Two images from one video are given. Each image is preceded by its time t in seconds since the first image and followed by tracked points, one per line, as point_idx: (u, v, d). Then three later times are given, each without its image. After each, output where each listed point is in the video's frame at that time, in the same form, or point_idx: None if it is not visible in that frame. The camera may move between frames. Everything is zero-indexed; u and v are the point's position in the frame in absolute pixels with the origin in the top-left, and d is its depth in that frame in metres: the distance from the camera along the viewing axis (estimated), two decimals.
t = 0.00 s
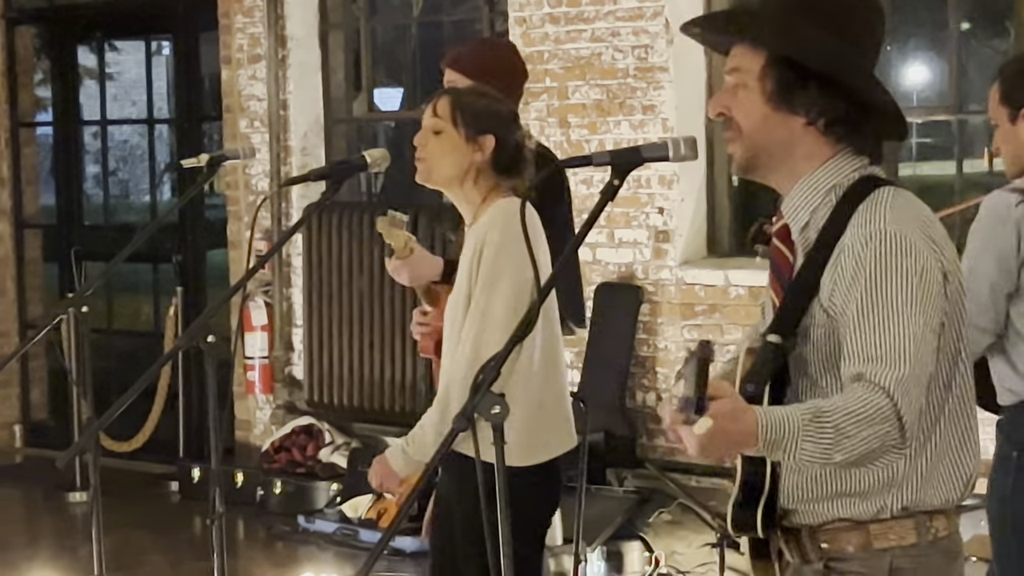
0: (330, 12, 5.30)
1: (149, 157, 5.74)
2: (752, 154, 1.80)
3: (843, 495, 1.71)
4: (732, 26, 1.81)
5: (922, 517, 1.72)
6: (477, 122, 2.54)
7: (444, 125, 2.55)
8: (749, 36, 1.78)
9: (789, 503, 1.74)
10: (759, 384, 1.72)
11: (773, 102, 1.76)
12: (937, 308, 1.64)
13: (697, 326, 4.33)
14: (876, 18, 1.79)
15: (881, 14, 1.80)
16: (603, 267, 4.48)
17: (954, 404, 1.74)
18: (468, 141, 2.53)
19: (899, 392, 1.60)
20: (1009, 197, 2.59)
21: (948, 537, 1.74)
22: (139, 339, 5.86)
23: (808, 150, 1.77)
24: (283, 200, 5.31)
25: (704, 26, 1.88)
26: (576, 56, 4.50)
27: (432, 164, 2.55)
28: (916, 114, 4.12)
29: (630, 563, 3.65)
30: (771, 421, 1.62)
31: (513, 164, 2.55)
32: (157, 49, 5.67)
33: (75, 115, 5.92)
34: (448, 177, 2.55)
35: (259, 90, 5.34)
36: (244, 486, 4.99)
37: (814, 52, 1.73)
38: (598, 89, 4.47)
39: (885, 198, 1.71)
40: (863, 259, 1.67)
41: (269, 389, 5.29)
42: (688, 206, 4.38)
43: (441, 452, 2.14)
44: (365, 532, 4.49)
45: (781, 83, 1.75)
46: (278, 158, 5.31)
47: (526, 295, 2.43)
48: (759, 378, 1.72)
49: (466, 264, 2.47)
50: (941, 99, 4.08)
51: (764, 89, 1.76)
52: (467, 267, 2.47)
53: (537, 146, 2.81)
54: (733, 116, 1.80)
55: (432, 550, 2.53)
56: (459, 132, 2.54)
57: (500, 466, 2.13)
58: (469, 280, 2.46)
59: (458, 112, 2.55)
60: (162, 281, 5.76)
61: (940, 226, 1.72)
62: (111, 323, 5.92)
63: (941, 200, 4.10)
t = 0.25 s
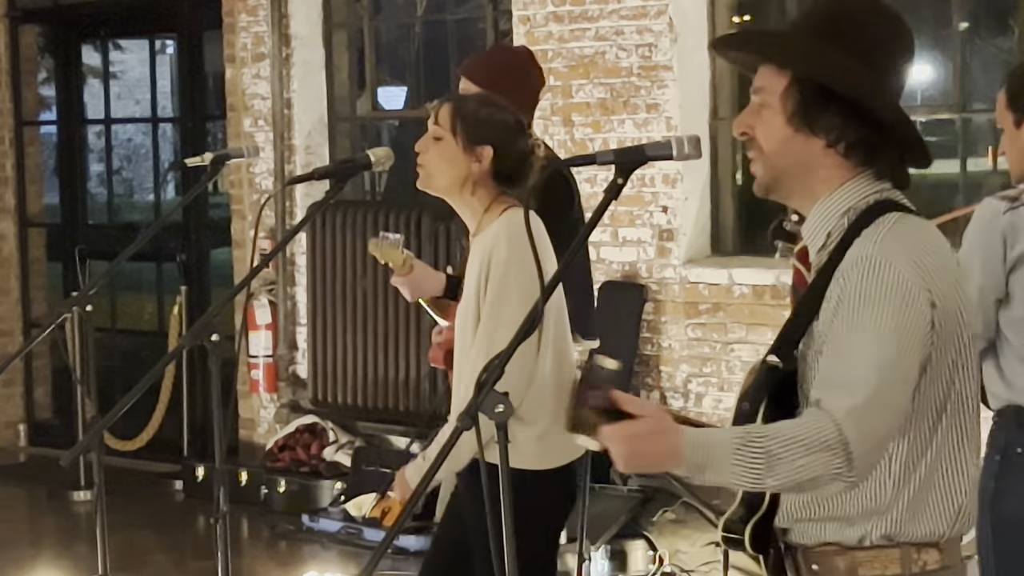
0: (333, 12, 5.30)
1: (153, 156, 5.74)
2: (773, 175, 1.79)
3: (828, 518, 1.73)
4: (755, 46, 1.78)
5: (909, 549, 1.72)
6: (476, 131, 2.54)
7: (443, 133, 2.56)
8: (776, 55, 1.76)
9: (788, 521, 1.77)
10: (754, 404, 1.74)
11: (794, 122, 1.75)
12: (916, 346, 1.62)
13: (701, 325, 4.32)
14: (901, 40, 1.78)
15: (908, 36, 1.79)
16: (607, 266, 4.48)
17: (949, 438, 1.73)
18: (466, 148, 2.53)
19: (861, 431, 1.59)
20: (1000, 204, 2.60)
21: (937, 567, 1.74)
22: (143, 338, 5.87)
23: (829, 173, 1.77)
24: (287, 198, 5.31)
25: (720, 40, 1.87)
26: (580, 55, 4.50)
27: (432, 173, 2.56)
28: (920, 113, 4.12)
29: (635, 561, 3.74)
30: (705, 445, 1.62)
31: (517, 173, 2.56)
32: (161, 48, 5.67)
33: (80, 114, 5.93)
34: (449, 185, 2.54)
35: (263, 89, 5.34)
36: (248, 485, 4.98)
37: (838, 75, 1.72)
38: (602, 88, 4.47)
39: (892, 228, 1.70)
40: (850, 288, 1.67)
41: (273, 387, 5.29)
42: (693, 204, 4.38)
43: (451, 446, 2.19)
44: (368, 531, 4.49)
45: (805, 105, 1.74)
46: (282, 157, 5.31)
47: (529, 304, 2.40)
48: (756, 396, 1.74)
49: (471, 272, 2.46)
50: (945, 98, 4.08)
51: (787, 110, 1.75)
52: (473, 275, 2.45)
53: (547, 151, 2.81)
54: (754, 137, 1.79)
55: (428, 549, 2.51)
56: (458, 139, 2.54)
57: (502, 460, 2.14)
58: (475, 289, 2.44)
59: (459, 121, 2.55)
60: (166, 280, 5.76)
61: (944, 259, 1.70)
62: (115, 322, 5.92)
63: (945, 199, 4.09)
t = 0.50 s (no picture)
0: (335, 11, 5.30)
1: (155, 156, 5.75)
2: (791, 143, 1.69)
3: (786, 490, 1.66)
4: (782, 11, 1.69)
5: (864, 527, 1.63)
6: (470, 124, 2.53)
7: (438, 125, 2.56)
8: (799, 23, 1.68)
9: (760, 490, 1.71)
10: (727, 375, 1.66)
11: (812, 90, 1.65)
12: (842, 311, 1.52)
13: (703, 324, 4.33)
14: (937, 19, 1.69)
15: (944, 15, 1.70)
16: (609, 265, 4.48)
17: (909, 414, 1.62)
18: (460, 141, 2.53)
19: (760, 396, 1.50)
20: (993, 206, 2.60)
21: (896, 552, 1.64)
22: (145, 338, 5.87)
23: (844, 147, 1.67)
24: (289, 197, 5.31)
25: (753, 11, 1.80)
26: (582, 54, 4.50)
27: (428, 165, 2.56)
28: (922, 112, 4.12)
29: (637, 559, 3.69)
30: (591, 387, 1.53)
31: (509, 165, 2.52)
32: (163, 47, 5.68)
33: (82, 113, 5.93)
34: (447, 178, 2.54)
35: (265, 88, 5.34)
36: (250, 484, 4.99)
37: (861, 50, 1.63)
38: (604, 87, 4.47)
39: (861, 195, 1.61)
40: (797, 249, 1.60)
41: (275, 386, 5.30)
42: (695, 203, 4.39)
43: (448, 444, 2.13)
44: (371, 529, 4.48)
45: (823, 72, 1.65)
46: (285, 156, 5.31)
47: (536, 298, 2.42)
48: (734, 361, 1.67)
49: (477, 263, 2.45)
50: (947, 97, 4.08)
51: (806, 78, 1.66)
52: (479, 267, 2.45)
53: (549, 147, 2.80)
54: (773, 101, 1.70)
55: (420, 550, 2.48)
56: (452, 131, 2.54)
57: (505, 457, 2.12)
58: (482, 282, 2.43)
59: (453, 113, 2.55)
60: (169, 279, 5.77)
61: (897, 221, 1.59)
62: (117, 321, 5.93)
63: (947, 197, 4.09)
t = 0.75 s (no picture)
0: (334, 10, 5.30)
1: (154, 155, 5.75)
2: (754, 143, 1.67)
3: (743, 487, 1.66)
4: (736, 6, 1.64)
5: (808, 524, 1.61)
6: (464, 123, 2.53)
7: (431, 122, 2.55)
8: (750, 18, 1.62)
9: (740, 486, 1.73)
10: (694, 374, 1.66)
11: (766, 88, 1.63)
12: (742, 305, 1.54)
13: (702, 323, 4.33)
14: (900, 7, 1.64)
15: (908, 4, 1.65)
16: (608, 264, 4.48)
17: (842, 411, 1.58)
18: (454, 139, 2.53)
19: (659, 389, 1.55)
20: (997, 202, 2.61)
21: (844, 550, 1.61)
22: (145, 337, 5.87)
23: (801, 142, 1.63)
24: (289, 197, 5.31)
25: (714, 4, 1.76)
26: (581, 53, 4.51)
27: (421, 163, 2.55)
28: (921, 111, 4.12)
29: (636, 559, 3.69)
30: (517, 379, 1.63)
31: (502, 164, 2.54)
32: (162, 46, 5.67)
33: (82, 112, 5.93)
34: (441, 177, 2.54)
35: (264, 88, 5.34)
36: (250, 483, 4.96)
37: (805, 43, 1.58)
38: (603, 86, 4.47)
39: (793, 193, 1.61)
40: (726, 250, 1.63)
41: (275, 386, 5.31)
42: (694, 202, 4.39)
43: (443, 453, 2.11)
44: (371, 529, 4.48)
45: (775, 69, 1.61)
46: (284, 155, 5.31)
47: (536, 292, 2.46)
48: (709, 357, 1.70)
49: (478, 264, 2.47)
50: (945, 95, 4.09)
51: (763, 76, 1.63)
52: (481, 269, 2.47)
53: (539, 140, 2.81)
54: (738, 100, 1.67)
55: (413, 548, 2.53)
56: (445, 130, 2.53)
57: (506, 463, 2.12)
58: (488, 283, 2.46)
59: (446, 112, 2.54)
60: (168, 279, 5.77)
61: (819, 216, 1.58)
62: (116, 320, 5.92)
63: (947, 196, 4.09)
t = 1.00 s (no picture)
0: (331, 9, 5.30)
1: (151, 154, 5.75)
2: (704, 164, 1.66)
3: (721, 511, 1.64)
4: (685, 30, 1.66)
5: (764, 541, 1.57)
6: (461, 129, 2.55)
7: (427, 127, 2.56)
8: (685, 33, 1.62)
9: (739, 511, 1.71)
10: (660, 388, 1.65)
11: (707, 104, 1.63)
12: (660, 326, 1.54)
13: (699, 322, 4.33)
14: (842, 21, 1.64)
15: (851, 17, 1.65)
16: (604, 263, 4.48)
17: (775, 421, 1.54)
18: (449, 145, 2.55)
19: (595, 419, 1.57)
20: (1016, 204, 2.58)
21: (801, 559, 1.55)
22: (142, 336, 5.87)
23: (740, 160, 1.62)
24: (285, 196, 5.31)
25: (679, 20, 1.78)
26: (577, 52, 4.51)
27: (416, 168, 2.55)
28: (917, 109, 4.12)
29: (632, 557, 3.73)
30: (478, 434, 1.66)
31: (496, 170, 2.55)
32: (159, 45, 5.67)
33: (78, 111, 5.93)
34: (436, 182, 2.55)
35: (261, 87, 5.34)
36: (248, 483, 5.00)
37: (737, 58, 1.59)
38: (599, 85, 4.47)
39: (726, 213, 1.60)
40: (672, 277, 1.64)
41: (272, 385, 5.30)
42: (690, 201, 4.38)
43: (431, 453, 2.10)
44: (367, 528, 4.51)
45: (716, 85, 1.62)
46: (280, 155, 5.31)
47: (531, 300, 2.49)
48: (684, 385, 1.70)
49: (472, 267, 2.48)
50: (941, 94, 4.09)
51: (706, 94, 1.63)
52: (476, 271, 2.47)
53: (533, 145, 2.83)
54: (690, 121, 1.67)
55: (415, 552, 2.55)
56: (441, 135, 2.55)
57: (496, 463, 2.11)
58: (485, 286, 2.47)
59: (443, 117, 2.55)
60: (165, 278, 5.77)
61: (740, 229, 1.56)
62: (113, 320, 5.93)
63: (943, 195, 4.09)
